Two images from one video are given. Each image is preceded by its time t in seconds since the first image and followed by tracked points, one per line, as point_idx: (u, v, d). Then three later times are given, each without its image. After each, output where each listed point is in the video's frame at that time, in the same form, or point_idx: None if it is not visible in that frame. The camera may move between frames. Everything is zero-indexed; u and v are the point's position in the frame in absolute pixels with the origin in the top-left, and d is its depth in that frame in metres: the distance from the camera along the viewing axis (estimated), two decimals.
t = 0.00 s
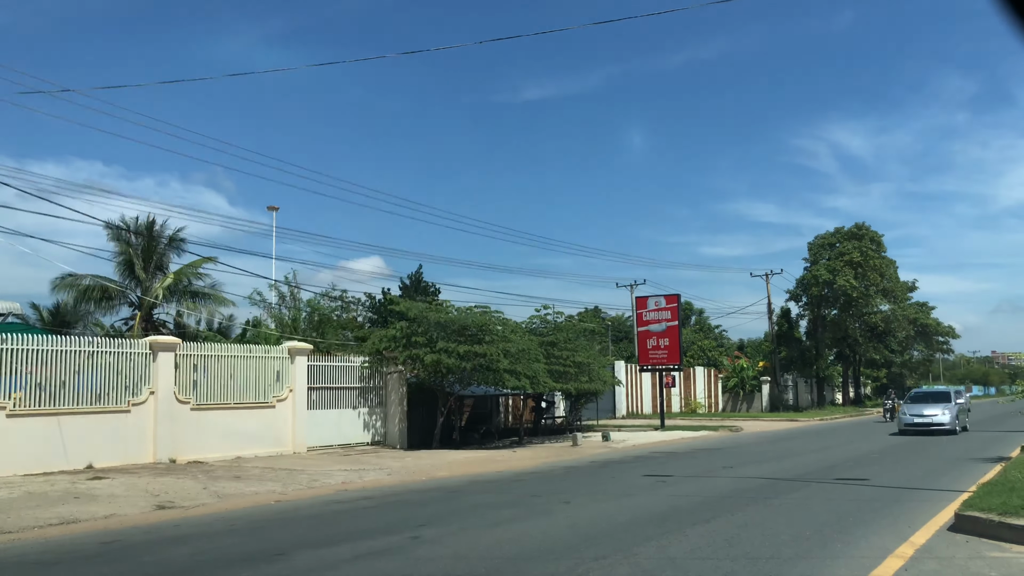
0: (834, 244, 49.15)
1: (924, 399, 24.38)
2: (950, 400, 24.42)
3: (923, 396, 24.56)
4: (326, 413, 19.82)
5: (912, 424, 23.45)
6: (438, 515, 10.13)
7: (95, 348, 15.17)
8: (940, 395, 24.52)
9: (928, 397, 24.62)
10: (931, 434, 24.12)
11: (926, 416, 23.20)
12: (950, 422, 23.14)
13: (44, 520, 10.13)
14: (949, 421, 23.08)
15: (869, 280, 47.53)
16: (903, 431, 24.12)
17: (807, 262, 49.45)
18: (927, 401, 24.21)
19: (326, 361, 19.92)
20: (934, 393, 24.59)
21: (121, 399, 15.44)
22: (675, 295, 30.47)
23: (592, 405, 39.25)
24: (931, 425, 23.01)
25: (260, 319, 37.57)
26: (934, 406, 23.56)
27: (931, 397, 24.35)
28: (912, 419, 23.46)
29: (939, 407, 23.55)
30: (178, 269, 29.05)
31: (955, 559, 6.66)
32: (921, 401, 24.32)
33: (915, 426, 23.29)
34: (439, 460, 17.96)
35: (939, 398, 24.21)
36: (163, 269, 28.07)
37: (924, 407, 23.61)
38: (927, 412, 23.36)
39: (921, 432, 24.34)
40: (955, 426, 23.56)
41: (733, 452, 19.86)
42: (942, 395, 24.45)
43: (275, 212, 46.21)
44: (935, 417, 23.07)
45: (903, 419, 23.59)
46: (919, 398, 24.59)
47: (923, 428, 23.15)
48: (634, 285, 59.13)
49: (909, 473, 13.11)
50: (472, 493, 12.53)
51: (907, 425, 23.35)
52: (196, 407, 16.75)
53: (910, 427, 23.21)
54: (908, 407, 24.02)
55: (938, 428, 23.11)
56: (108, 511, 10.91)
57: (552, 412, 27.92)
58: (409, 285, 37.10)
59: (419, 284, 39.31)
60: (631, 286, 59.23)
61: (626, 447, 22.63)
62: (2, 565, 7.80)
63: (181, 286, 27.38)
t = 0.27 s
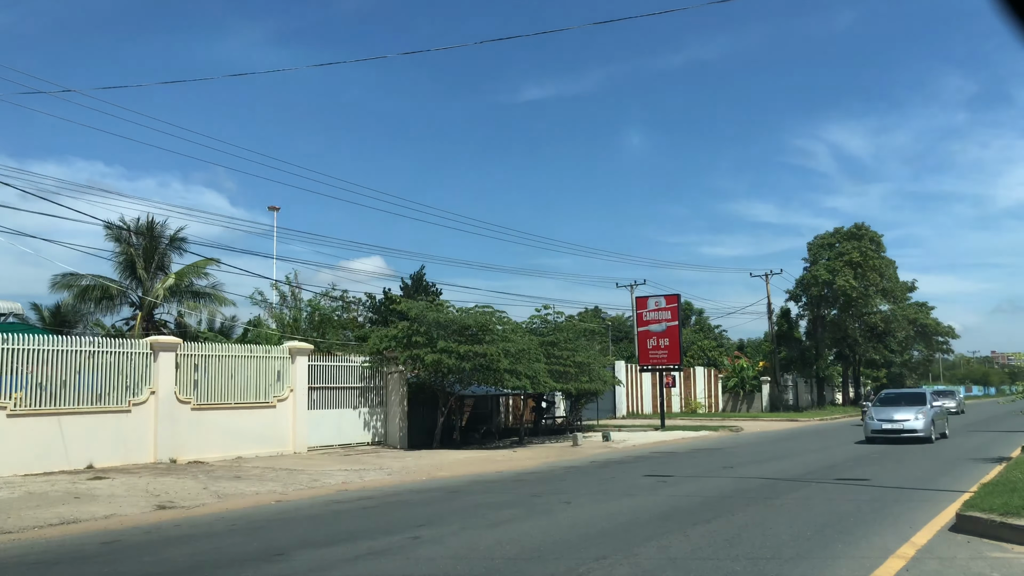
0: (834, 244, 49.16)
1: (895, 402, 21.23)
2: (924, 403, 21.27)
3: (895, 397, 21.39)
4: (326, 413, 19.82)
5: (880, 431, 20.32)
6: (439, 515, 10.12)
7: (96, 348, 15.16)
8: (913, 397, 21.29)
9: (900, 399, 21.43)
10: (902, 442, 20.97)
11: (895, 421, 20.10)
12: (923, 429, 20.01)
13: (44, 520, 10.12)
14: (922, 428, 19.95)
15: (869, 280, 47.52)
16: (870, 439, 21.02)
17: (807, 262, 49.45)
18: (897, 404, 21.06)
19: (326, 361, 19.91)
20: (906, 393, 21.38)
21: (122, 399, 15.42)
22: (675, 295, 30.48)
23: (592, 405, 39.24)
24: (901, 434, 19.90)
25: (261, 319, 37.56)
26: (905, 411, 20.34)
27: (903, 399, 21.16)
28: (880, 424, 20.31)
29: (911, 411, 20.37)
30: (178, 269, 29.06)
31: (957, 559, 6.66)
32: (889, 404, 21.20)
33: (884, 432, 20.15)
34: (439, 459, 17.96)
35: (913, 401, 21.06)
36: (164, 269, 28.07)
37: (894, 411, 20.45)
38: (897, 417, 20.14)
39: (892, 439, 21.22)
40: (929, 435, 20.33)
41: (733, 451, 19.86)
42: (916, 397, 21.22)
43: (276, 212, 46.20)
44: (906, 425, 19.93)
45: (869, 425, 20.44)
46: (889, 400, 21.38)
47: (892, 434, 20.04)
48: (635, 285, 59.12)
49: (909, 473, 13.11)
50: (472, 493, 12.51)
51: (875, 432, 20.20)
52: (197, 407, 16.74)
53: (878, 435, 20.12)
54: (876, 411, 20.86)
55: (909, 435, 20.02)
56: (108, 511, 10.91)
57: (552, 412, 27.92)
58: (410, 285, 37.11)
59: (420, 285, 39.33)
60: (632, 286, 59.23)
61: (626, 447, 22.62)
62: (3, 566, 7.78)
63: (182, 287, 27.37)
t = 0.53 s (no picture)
0: (834, 245, 49.13)
1: (854, 406, 17.76)
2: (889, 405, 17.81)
3: (856, 400, 17.92)
4: (327, 413, 19.80)
5: (834, 441, 16.89)
6: (440, 515, 10.10)
7: (96, 348, 15.13)
8: (877, 400, 17.79)
9: (863, 403, 17.91)
10: (862, 453, 17.61)
11: (852, 429, 16.62)
12: (885, 438, 16.45)
13: (43, 521, 10.10)
14: (884, 437, 16.44)
15: (869, 280, 47.49)
16: (824, 449, 17.54)
17: (807, 262, 49.42)
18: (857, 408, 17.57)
19: (327, 361, 19.90)
20: (869, 395, 17.90)
21: (122, 399, 15.40)
22: (675, 295, 30.46)
23: (593, 405, 39.24)
24: (859, 445, 16.43)
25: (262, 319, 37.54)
26: (865, 417, 16.79)
27: (865, 402, 17.68)
28: (834, 432, 16.82)
29: (871, 416, 16.83)
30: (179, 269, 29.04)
31: (960, 560, 6.63)
32: (847, 407, 17.71)
33: (839, 442, 16.70)
34: (439, 459, 17.94)
35: (877, 405, 17.56)
36: (165, 270, 28.06)
37: (853, 416, 16.96)
38: (855, 424, 16.64)
39: (850, 449, 17.85)
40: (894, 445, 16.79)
41: (734, 452, 19.85)
42: (880, 400, 17.73)
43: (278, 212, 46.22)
44: (865, 434, 16.43)
45: (823, 432, 16.97)
46: (850, 404, 17.90)
47: (850, 445, 16.59)
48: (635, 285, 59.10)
49: (911, 474, 13.08)
50: (473, 493, 12.49)
51: (828, 441, 16.78)
52: (197, 407, 16.71)
53: (832, 445, 16.71)
54: (832, 416, 17.33)
55: (868, 446, 16.53)
56: (108, 511, 10.88)
57: (553, 412, 27.91)
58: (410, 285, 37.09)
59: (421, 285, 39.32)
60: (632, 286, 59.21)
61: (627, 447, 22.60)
62: (4, 566, 7.76)
63: (183, 287, 27.35)
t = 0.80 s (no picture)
0: (836, 245, 48.99)
1: (798, 411, 13.82)
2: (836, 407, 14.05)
3: (801, 402, 13.97)
4: (328, 413, 19.75)
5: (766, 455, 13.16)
6: (440, 516, 10.04)
7: (96, 348, 15.08)
8: (826, 401, 13.89)
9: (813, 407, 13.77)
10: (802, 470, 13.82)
11: (788, 439, 12.82)
12: (829, 453, 12.72)
13: (43, 521, 10.05)
14: (827, 453, 12.65)
15: (872, 280, 47.38)
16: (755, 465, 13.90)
17: (810, 262, 49.28)
18: (799, 412, 13.73)
19: (328, 361, 19.84)
20: (817, 396, 13.98)
21: (122, 399, 15.34)
22: (677, 295, 30.39)
23: (595, 405, 39.19)
24: (795, 464, 12.67)
25: (263, 319, 37.49)
26: (806, 426, 12.95)
27: (810, 404, 13.82)
28: (765, 445, 13.01)
29: (812, 423, 13.07)
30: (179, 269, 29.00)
31: (967, 562, 6.55)
32: (788, 412, 13.87)
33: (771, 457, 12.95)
34: (441, 460, 17.88)
35: (826, 409, 13.65)
36: (165, 269, 28.00)
37: (789, 425, 13.15)
38: (792, 435, 12.81)
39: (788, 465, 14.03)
40: (842, 461, 13.03)
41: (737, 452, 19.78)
42: (831, 403, 13.78)
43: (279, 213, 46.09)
44: (802, 448, 12.64)
45: (754, 444, 13.16)
46: (793, 406, 13.97)
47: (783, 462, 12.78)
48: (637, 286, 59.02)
49: (916, 474, 12.98)
50: (475, 494, 12.43)
51: (760, 455, 13.03)
52: (197, 408, 16.65)
53: (763, 462, 12.98)
54: (765, 424, 13.54)
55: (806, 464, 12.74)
56: (108, 512, 10.83)
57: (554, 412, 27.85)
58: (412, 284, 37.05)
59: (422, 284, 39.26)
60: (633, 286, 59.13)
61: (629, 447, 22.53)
62: (1, 567, 7.70)
63: (182, 287, 27.28)
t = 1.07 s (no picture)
0: (838, 244, 48.89)
1: (701, 419, 10.54)
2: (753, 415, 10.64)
3: (705, 407, 10.73)
4: (331, 413, 19.72)
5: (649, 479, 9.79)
6: (443, 516, 10.00)
7: (99, 347, 15.05)
8: (738, 406, 10.58)
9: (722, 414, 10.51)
10: (702, 501, 10.31)
11: (672, 456, 9.50)
12: (728, 477, 9.31)
13: (44, 521, 10.01)
14: (725, 477, 9.27)
15: (874, 279, 47.32)
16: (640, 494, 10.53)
17: (812, 262, 49.20)
18: (701, 420, 10.49)
19: (330, 360, 19.80)
20: (725, 398, 10.75)
21: (124, 399, 15.31)
22: (680, 295, 30.35)
23: (597, 404, 39.13)
24: (680, 491, 9.36)
25: (265, 319, 37.45)
26: (698, 440, 9.60)
27: (717, 409, 10.59)
28: (646, 464, 9.65)
29: (711, 435, 9.67)
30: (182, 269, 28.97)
31: (975, 563, 6.51)
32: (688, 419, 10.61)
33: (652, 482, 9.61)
34: (443, 460, 17.85)
35: (736, 416, 10.42)
36: (168, 269, 27.98)
37: (680, 436, 9.82)
38: (679, 451, 9.47)
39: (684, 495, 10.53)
40: (748, 487, 9.67)
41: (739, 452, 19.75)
42: (742, 408, 10.49)
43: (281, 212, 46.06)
44: (690, 470, 9.29)
45: (631, 462, 9.82)
46: (695, 411, 10.73)
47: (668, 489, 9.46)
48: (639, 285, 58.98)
49: (920, 475, 12.93)
50: (477, 494, 12.39)
51: (638, 476, 9.69)
52: (199, 407, 16.61)
53: (642, 487, 9.63)
54: (650, 436, 10.18)
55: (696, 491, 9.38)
56: (110, 512, 10.78)
57: (557, 412, 27.82)
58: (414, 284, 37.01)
59: (424, 284, 39.23)
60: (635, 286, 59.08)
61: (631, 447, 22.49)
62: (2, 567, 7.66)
63: (185, 286, 27.25)
